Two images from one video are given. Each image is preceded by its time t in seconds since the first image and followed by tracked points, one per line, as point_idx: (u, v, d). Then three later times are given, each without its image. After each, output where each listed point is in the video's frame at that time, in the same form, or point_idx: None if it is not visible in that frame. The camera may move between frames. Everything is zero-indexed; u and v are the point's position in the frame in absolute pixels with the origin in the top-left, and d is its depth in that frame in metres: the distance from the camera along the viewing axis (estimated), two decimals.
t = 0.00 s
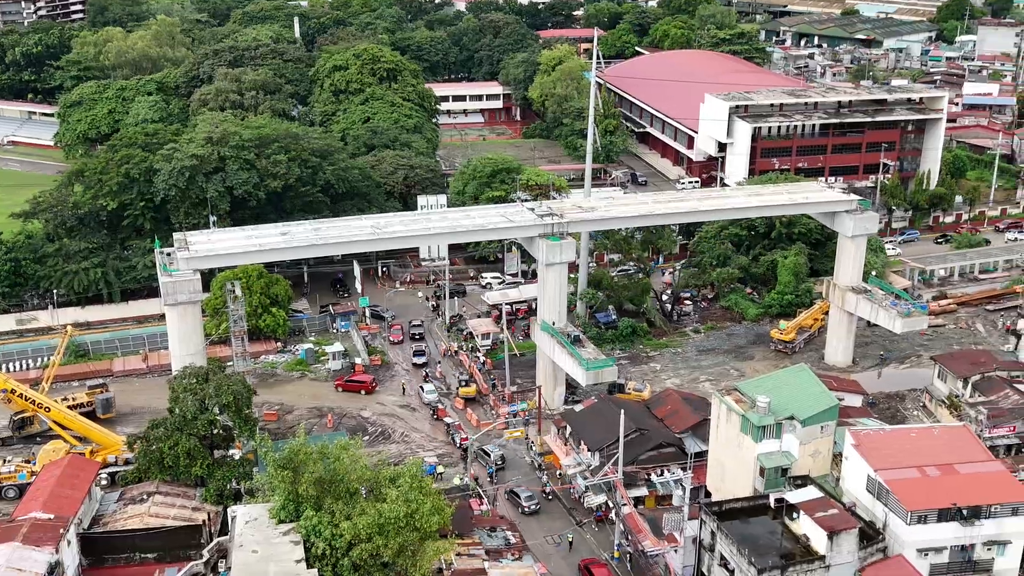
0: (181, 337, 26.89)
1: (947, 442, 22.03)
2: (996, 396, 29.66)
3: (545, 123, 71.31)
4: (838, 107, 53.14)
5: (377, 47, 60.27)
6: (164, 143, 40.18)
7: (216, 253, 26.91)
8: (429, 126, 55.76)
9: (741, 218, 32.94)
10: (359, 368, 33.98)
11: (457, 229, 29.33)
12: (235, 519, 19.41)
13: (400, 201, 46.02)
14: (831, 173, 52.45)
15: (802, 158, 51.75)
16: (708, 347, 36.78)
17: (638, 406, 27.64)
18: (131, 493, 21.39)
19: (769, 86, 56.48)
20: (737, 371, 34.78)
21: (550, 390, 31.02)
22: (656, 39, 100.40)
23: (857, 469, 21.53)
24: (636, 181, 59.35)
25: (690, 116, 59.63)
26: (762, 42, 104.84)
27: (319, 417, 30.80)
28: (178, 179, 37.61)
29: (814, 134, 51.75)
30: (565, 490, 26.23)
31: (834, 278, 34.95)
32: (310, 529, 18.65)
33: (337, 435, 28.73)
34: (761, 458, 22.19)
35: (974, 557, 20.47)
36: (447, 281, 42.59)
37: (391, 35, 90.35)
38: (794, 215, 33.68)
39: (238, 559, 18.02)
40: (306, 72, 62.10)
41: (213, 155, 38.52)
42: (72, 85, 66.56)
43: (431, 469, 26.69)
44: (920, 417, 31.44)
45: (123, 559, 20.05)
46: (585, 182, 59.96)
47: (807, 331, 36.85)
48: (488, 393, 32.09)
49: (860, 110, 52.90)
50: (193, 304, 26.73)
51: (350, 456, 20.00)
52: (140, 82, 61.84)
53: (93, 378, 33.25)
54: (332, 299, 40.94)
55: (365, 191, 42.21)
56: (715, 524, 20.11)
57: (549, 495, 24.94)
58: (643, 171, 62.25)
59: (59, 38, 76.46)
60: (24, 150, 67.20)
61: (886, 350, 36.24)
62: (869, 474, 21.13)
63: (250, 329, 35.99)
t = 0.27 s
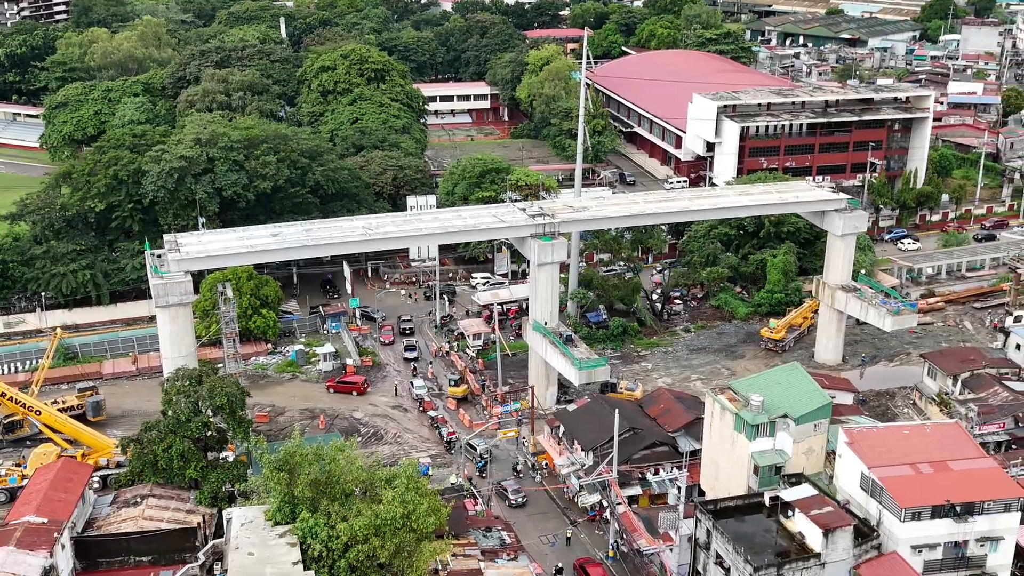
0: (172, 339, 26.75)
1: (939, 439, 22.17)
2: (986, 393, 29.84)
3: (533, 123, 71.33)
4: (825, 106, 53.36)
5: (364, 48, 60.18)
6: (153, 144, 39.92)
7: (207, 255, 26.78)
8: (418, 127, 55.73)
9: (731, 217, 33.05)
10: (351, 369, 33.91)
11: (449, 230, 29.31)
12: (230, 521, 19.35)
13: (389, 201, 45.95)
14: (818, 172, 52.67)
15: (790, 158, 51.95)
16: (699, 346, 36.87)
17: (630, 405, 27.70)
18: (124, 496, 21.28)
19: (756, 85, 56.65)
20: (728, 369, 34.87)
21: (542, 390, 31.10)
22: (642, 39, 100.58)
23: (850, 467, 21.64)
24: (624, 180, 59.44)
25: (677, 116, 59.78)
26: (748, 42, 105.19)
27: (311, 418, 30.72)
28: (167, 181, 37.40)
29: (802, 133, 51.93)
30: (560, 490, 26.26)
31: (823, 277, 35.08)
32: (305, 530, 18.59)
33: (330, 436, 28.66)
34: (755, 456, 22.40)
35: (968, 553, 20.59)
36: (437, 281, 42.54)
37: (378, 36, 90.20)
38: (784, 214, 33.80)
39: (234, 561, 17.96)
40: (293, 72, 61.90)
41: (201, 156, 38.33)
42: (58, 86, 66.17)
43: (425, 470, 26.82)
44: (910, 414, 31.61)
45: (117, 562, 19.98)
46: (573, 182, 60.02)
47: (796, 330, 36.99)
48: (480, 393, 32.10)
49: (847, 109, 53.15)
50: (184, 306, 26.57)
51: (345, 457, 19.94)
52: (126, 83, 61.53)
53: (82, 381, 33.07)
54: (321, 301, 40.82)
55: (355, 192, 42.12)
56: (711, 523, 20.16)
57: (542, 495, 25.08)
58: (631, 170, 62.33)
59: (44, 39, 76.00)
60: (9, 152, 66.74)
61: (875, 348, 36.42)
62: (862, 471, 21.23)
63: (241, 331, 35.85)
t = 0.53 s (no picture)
0: (174, 339, 26.68)
1: (943, 436, 22.25)
2: (985, 391, 29.99)
3: (528, 122, 71.37)
4: (821, 106, 53.55)
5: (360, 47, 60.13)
6: (151, 144, 39.81)
7: (209, 255, 26.73)
8: (414, 127, 55.73)
9: (731, 217, 33.12)
10: (351, 370, 33.88)
11: (451, 230, 29.32)
12: (237, 521, 19.35)
13: (387, 201, 45.93)
14: (814, 172, 52.80)
15: (786, 157, 52.07)
16: (698, 345, 36.94)
17: (633, 404, 27.74)
18: (129, 497, 21.23)
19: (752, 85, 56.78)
20: (728, 368, 34.95)
21: (543, 389, 31.14)
22: (636, 39, 100.71)
23: (854, 464, 21.72)
24: (620, 180, 59.53)
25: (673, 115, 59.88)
26: (741, 42, 105.47)
27: (312, 419, 30.69)
28: (165, 182, 37.30)
29: (798, 132, 52.04)
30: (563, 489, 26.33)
31: (822, 275, 35.19)
32: (314, 530, 18.62)
33: (333, 437, 28.63)
34: (759, 455, 22.45)
35: (971, 551, 20.70)
36: (435, 281, 42.52)
37: (372, 36, 90.14)
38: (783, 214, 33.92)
39: (243, 562, 17.95)
40: (289, 72, 61.78)
41: (200, 157, 38.24)
42: (51, 86, 65.91)
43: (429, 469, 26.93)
44: (910, 412, 31.74)
45: (123, 564, 19.88)
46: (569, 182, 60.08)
47: (795, 329, 37.08)
48: (481, 392, 32.13)
49: (842, 109, 53.31)
50: (186, 307, 26.51)
51: (352, 457, 19.98)
52: (120, 83, 61.33)
53: (81, 382, 32.96)
54: (319, 301, 40.77)
55: (353, 193, 42.10)
56: (717, 521, 20.19)
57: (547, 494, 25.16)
58: (626, 170, 62.41)
59: (37, 39, 75.72)
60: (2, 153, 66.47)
61: (874, 347, 36.54)
62: (867, 469, 21.31)
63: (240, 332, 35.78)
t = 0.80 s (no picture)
0: (178, 340, 26.61)
1: (948, 433, 22.38)
2: (986, 388, 30.16)
3: (523, 122, 71.40)
4: (816, 105, 53.75)
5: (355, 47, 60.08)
6: (150, 144, 39.71)
7: (212, 256, 26.68)
8: (410, 126, 55.71)
9: (732, 216, 33.23)
10: (352, 370, 33.87)
11: (454, 229, 29.34)
12: (248, 522, 19.35)
13: (385, 201, 45.91)
14: (810, 171, 52.93)
15: (782, 156, 52.16)
16: (698, 343, 37.05)
17: (636, 403, 27.83)
18: (137, 498, 21.21)
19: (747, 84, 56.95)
20: (728, 367, 35.06)
21: (545, 388, 31.17)
22: (628, 38, 100.90)
23: (861, 462, 21.83)
24: (616, 179, 59.61)
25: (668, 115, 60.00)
26: (733, 41, 105.78)
27: (315, 419, 30.67)
28: (164, 182, 37.23)
29: (794, 131, 52.15)
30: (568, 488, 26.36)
31: (821, 274, 35.35)
32: (326, 529, 18.61)
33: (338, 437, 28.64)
34: (766, 452, 22.54)
35: (978, 546, 20.83)
36: (434, 281, 42.51)
37: (365, 36, 90.03)
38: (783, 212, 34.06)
39: (255, 562, 17.96)
40: (284, 72, 61.64)
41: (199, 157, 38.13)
42: (44, 87, 65.60)
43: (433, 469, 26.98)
44: (910, 409, 31.91)
45: (133, 565, 19.83)
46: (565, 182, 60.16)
47: (794, 327, 37.21)
48: (483, 392, 32.18)
49: (837, 108, 53.49)
50: (190, 307, 26.45)
51: (363, 457, 20.00)
52: (114, 84, 61.08)
53: (81, 384, 32.85)
54: (318, 301, 40.73)
55: (352, 193, 42.06)
56: (726, 519, 20.26)
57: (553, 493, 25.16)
58: (621, 169, 62.47)
59: (28, 39, 75.35)
60: None
61: (873, 345, 36.72)
62: (874, 466, 21.43)
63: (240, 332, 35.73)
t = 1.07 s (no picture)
0: (182, 341, 26.51)
1: (954, 429, 22.60)
2: (985, 383, 30.45)
3: (513, 122, 71.49)
4: (807, 104, 54.04)
5: (347, 47, 60.01)
6: (146, 145, 39.55)
7: (217, 256, 26.62)
8: (402, 126, 55.69)
9: (730, 214, 33.41)
10: (353, 370, 33.85)
11: (457, 229, 29.36)
12: (263, 522, 19.34)
13: (380, 201, 45.87)
14: (802, 170, 53.27)
15: (774, 155, 52.50)
16: (696, 341, 37.22)
17: (640, 401, 27.95)
18: (148, 499, 21.16)
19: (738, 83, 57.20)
20: (727, 365, 35.25)
21: (547, 386, 31.26)
22: (616, 38, 101.16)
23: (869, 457, 22.01)
24: (608, 178, 59.76)
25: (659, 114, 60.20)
26: (720, 41, 106.23)
27: (317, 420, 30.64)
28: (162, 183, 37.08)
29: (786, 130, 52.45)
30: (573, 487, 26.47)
31: (819, 271, 35.60)
32: (341, 529, 18.61)
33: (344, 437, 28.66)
34: (773, 449, 22.73)
35: (985, 540, 21.04)
36: (431, 281, 42.53)
37: (353, 36, 89.88)
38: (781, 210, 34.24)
39: (273, 562, 17.94)
40: (275, 72, 61.47)
41: (195, 158, 37.99)
42: (32, 88, 65.14)
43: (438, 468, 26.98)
44: (909, 405, 32.17)
45: (146, 566, 19.76)
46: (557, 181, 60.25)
47: (792, 324, 37.44)
48: (484, 391, 32.24)
49: (828, 107, 53.85)
50: (195, 308, 26.36)
51: (376, 456, 20.00)
52: (104, 84, 60.69)
53: (80, 386, 32.68)
54: (315, 302, 40.65)
55: (348, 193, 42.01)
56: (737, 515, 20.38)
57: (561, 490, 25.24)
58: (612, 169, 62.58)
59: (14, 40, 74.80)
60: None
61: (870, 341, 36.99)
62: (882, 462, 21.61)
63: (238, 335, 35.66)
